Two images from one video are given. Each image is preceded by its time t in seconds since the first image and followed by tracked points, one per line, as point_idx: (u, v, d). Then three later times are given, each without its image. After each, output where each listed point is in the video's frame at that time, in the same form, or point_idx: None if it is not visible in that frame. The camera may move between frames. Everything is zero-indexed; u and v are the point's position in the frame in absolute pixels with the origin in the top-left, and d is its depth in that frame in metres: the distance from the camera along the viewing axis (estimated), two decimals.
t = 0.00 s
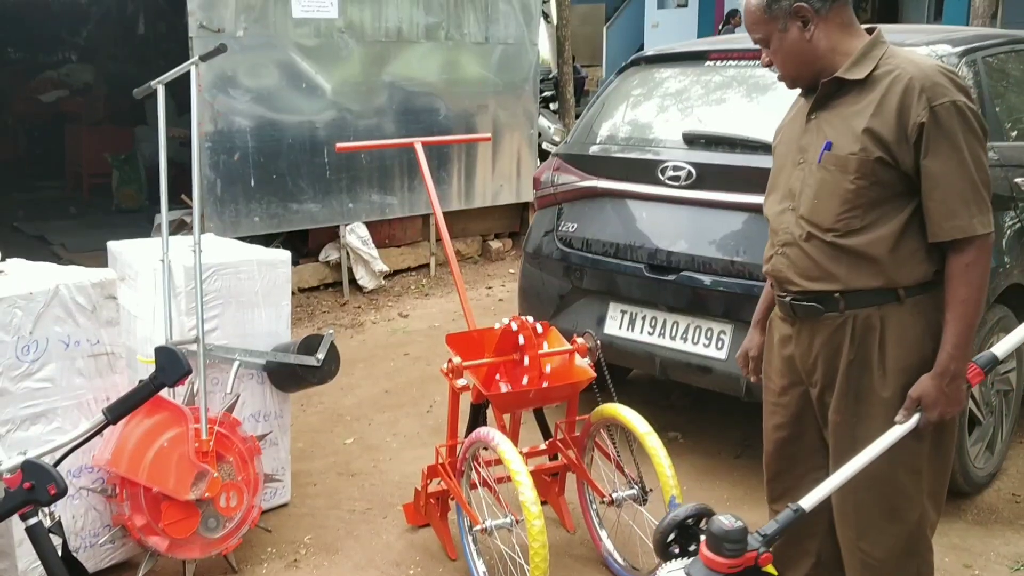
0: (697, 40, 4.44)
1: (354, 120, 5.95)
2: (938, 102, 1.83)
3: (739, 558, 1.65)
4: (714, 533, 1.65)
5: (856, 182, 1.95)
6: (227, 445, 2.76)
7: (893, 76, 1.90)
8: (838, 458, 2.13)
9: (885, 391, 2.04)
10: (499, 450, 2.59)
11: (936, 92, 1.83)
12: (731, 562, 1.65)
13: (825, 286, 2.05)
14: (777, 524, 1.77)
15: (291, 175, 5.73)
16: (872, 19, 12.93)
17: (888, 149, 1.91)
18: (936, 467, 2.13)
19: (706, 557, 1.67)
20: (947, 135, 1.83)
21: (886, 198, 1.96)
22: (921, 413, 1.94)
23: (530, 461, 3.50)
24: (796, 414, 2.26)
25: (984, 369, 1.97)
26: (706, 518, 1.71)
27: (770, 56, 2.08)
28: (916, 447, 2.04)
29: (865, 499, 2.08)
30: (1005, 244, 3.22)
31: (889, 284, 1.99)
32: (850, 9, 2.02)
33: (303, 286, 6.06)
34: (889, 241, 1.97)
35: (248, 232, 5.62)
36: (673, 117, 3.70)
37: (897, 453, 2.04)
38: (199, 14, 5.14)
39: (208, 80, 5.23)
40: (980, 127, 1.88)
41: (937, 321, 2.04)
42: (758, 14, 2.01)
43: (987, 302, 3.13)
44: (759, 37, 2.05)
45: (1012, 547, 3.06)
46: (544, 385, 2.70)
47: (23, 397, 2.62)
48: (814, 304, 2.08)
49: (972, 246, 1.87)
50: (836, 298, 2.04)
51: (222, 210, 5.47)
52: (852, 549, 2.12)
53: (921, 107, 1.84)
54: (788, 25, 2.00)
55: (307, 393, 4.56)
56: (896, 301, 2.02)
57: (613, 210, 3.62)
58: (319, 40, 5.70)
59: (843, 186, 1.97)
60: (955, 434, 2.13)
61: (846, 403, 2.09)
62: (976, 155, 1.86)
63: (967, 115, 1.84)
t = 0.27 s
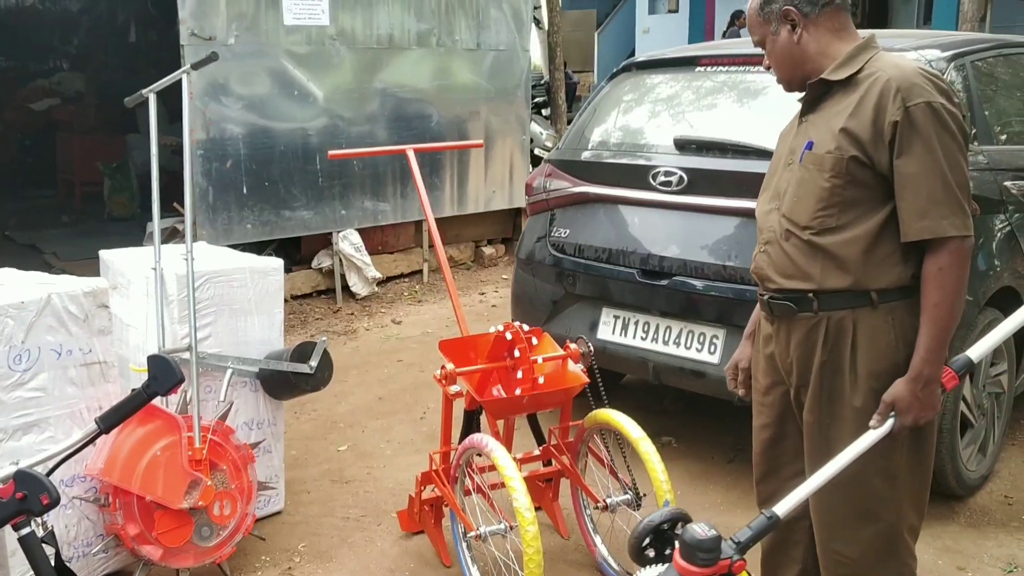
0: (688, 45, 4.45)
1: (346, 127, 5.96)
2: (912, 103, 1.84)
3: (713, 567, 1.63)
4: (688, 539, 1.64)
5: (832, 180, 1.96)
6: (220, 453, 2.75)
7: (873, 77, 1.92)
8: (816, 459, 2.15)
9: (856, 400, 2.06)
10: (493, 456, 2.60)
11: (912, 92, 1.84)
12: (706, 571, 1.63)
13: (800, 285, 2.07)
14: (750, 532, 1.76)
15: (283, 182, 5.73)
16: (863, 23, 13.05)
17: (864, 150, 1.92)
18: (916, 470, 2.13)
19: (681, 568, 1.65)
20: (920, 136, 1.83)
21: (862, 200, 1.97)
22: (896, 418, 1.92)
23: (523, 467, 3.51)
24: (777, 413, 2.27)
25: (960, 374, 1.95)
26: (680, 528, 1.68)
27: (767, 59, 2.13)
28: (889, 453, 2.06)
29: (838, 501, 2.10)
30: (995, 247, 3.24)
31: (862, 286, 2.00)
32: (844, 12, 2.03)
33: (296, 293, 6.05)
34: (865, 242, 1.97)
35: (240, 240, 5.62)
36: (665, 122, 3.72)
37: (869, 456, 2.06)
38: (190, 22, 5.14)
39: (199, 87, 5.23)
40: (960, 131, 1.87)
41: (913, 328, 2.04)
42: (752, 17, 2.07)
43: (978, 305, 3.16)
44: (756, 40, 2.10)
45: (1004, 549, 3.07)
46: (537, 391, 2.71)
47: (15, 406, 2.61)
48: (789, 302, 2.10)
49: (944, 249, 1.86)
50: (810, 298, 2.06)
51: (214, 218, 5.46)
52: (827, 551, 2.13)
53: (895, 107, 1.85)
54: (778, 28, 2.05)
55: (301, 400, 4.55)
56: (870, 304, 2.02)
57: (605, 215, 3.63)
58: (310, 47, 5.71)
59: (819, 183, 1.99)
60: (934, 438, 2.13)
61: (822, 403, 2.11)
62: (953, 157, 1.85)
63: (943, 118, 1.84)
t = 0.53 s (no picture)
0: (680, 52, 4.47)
1: (339, 135, 5.96)
2: (889, 107, 1.86)
3: None
4: (672, 551, 1.67)
5: (817, 188, 1.98)
6: (214, 462, 2.74)
7: (852, 85, 1.95)
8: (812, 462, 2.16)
9: (850, 405, 2.07)
10: (487, 464, 2.60)
11: (888, 97, 1.86)
12: None
13: (794, 294, 2.08)
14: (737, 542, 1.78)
15: (276, 191, 5.73)
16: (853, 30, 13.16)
17: (847, 156, 1.94)
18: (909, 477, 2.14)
19: None
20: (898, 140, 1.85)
21: (848, 207, 1.98)
22: (883, 423, 1.91)
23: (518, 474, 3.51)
24: (777, 421, 2.28)
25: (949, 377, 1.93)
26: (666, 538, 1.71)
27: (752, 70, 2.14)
28: (883, 457, 2.07)
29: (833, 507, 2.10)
30: (986, 252, 3.25)
31: (853, 292, 2.01)
32: (828, 23, 2.05)
33: (289, 301, 6.04)
34: (853, 249, 1.98)
35: (233, 248, 5.62)
36: (657, 129, 3.73)
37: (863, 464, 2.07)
38: (182, 31, 5.15)
39: (192, 96, 5.23)
40: (940, 134, 1.88)
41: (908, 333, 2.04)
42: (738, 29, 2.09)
43: (969, 310, 3.17)
44: (742, 50, 2.12)
45: (998, 553, 3.08)
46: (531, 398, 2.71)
47: (7, 417, 2.60)
48: (783, 311, 2.11)
49: (925, 251, 1.86)
50: (804, 306, 2.07)
51: (207, 226, 5.46)
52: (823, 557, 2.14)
53: (873, 112, 1.88)
54: (763, 39, 2.06)
55: (294, 408, 4.55)
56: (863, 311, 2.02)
57: (598, 222, 3.64)
58: (303, 55, 5.71)
59: (805, 192, 2.01)
60: (929, 444, 2.14)
61: (816, 409, 2.12)
62: (933, 160, 1.86)
63: (922, 121, 1.85)
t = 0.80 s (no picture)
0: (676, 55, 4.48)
1: (335, 139, 5.96)
2: (824, 115, 1.89)
3: (708, 558, 1.68)
4: (681, 532, 1.69)
5: (789, 212, 2.00)
6: (210, 466, 2.74)
7: (783, 108, 1.99)
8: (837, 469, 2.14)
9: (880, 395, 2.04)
10: (484, 467, 2.60)
11: (820, 106, 1.90)
12: (701, 562, 1.68)
13: (806, 317, 2.07)
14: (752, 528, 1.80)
15: (272, 195, 5.73)
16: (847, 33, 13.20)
17: (805, 174, 1.96)
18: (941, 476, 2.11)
19: (679, 561, 1.70)
20: (844, 140, 1.88)
21: (826, 219, 1.99)
22: (893, 406, 1.94)
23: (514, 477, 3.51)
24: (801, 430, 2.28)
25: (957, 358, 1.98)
26: (679, 521, 1.74)
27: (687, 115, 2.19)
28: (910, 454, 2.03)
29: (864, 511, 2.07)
30: (982, 255, 3.26)
31: (860, 296, 2.00)
32: (755, 65, 2.12)
33: (285, 305, 6.04)
34: (844, 256, 1.98)
35: (230, 252, 5.61)
36: (653, 133, 3.74)
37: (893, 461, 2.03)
38: (179, 35, 5.15)
39: (188, 100, 5.23)
40: (882, 121, 1.90)
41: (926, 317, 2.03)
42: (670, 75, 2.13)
43: (964, 313, 3.18)
44: (675, 96, 2.16)
45: (995, 556, 3.08)
46: (528, 401, 2.71)
47: (3, 421, 2.60)
48: (805, 335, 2.11)
49: (905, 234, 1.86)
50: (823, 324, 2.07)
51: (203, 230, 5.46)
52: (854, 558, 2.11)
53: (810, 125, 1.91)
54: (695, 83, 2.11)
55: (291, 412, 4.54)
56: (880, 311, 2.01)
57: (595, 225, 3.64)
58: (299, 59, 5.72)
59: (779, 220, 2.02)
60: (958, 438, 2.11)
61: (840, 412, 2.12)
62: (882, 148, 1.88)
63: (859, 117, 1.88)
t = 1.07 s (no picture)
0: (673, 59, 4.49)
1: (331, 142, 5.96)
2: (771, 149, 1.95)
3: (734, 558, 1.74)
4: (707, 532, 1.75)
5: (770, 248, 2.02)
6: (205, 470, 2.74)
7: (731, 155, 2.05)
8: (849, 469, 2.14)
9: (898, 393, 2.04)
10: (479, 471, 2.59)
11: (766, 142, 1.96)
12: (727, 561, 1.74)
13: (822, 340, 2.08)
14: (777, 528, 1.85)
15: (268, 199, 5.72)
16: (842, 37, 13.24)
17: (773, 210, 2.00)
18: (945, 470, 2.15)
19: (707, 562, 1.76)
20: (799, 166, 1.92)
21: (806, 246, 2.01)
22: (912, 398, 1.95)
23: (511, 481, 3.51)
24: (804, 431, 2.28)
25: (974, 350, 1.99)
26: (705, 523, 1.80)
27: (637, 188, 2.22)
28: (924, 453, 2.04)
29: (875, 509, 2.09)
30: (977, 258, 3.27)
31: (865, 305, 2.02)
32: (695, 129, 2.18)
33: (281, 309, 6.03)
34: (838, 273, 2.00)
35: (226, 256, 5.61)
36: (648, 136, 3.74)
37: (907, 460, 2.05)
38: (174, 39, 5.16)
39: (184, 103, 5.23)
40: (828, 138, 1.95)
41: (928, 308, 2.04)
42: (613, 152, 2.18)
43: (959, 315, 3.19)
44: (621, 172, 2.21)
45: (991, 558, 3.09)
46: (523, 405, 2.71)
47: None
48: (823, 357, 2.11)
49: (885, 235, 1.88)
50: (840, 341, 2.07)
51: (199, 234, 5.45)
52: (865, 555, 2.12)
53: (763, 161, 1.96)
54: (640, 156, 2.15)
55: (286, 416, 4.54)
56: (890, 315, 2.03)
57: (590, 229, 3.65)
58: (295, 63, 5.72)
59: (764, 257, 2.04)
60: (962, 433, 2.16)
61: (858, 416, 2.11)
62: (836, 161, 1.92)
63: (805, 142, 1.93)
